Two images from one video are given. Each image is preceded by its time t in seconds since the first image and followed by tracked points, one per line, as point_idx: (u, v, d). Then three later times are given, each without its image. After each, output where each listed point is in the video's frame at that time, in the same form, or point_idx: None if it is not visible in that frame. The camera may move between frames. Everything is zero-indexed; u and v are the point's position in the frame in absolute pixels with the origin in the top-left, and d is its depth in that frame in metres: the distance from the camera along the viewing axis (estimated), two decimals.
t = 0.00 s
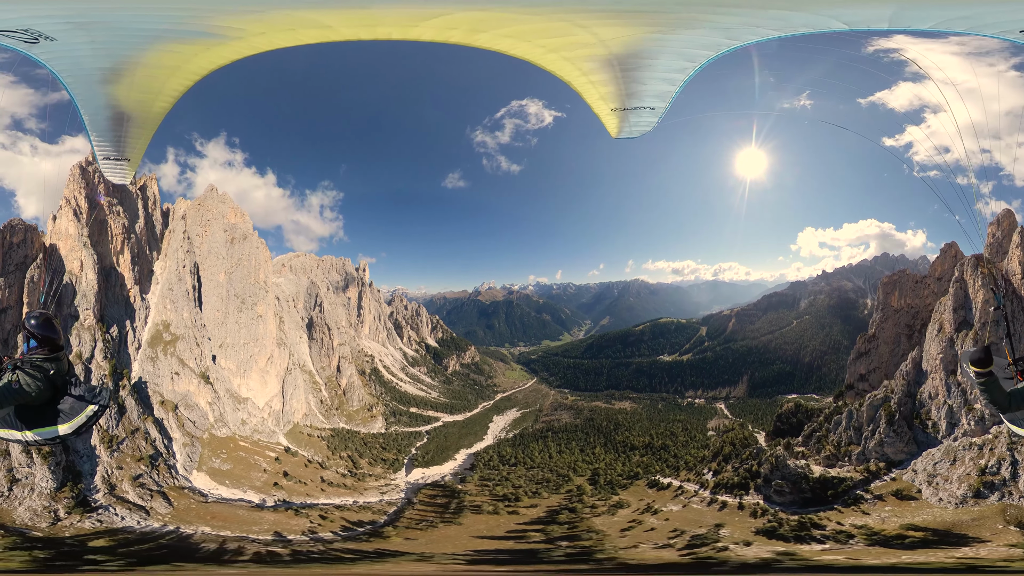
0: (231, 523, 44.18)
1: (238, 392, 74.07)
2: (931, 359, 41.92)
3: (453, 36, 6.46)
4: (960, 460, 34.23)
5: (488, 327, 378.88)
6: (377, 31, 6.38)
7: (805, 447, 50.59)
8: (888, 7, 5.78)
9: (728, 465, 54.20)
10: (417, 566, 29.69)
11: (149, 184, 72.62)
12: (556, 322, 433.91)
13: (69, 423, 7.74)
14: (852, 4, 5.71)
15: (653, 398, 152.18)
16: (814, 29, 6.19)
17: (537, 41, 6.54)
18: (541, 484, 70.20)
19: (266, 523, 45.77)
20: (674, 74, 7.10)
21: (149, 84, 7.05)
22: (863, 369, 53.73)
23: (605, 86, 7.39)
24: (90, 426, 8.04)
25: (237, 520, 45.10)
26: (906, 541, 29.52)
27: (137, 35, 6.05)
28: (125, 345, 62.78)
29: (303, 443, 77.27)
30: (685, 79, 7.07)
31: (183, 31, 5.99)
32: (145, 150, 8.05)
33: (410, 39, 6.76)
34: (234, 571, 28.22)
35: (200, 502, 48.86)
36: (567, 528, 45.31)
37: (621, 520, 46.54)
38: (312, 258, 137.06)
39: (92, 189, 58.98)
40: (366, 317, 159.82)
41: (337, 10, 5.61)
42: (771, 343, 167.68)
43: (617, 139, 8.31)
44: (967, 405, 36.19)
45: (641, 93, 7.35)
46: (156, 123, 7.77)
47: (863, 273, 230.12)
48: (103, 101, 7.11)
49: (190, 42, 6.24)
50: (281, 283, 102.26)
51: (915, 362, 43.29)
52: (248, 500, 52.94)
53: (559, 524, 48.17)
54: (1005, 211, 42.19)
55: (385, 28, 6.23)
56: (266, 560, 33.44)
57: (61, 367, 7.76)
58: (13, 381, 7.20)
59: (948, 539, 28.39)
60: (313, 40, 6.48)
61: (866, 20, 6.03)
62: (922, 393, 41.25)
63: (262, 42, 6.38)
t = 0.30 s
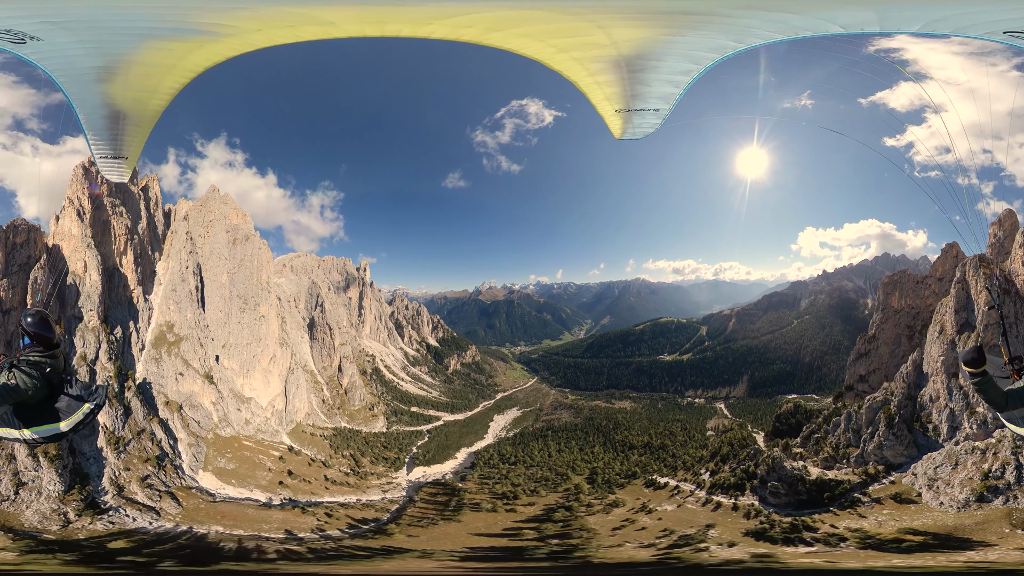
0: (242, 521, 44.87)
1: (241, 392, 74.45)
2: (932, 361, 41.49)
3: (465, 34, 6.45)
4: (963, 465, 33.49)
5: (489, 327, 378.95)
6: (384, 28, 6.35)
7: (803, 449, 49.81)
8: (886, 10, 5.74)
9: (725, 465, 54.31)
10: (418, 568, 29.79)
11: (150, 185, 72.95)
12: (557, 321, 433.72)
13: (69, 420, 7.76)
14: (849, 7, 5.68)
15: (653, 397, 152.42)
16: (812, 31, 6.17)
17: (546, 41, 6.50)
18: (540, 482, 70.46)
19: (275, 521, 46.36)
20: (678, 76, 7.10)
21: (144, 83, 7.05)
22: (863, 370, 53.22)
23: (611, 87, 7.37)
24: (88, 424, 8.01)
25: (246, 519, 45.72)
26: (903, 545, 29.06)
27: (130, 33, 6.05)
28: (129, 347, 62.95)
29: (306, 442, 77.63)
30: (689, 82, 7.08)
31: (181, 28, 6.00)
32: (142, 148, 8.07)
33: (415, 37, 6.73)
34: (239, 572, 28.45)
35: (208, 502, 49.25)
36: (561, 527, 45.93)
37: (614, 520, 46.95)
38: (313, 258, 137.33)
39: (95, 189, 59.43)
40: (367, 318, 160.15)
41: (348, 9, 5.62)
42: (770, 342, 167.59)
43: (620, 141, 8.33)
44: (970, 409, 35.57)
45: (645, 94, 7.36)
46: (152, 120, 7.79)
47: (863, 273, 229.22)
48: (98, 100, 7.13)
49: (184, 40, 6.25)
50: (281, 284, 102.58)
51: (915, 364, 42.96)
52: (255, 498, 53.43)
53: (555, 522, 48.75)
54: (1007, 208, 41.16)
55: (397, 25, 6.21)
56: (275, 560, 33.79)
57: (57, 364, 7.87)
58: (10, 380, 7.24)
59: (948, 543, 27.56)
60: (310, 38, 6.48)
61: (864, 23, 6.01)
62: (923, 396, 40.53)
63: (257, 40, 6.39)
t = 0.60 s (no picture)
0: (251, 520, 45.50)
1: (244, 392, 74.80)
2: (932, 364, 40.60)
3: (475, 32, 6.39)
4: (965, 469, 32.22)
5: (490, 326, 379.23)
6: (391, 25, 6.35)
7: (801, 450, 49.36)
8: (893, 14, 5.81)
9: (722, 465, 54.53)
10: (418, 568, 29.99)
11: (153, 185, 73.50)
12: (557, 320, 433.67)
13: (68, 419, 7.88)
14: (847, 10, 5.72)
15: (653, 396, 152.52)
16: (814, 36, 6.22)
17: (555, 40, 6.43)
18: (538, 480, 70.85)
19: (284, 520, 46.94)
20: (685, 78, 7.02)
21: (138, 82, 7.03)
22: (863, 371, 53.06)
23: (617, 88, 7.23)
24: (87, 421, 8.09)
25: (256, 517, 46.35)
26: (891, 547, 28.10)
27: (124, 29, 6.01)
28: (133, 348, 63.22)
29: (309, 441, 77.96)
30: (695, 83, 6.96)
31: (176, 26, 6.00)
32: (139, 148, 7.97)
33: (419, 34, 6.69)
34: (242, 569, 28.88)
35: (217, 501, 49.67)
36: (556, 524, 46.73)
37: (608, 518, 47.45)
38: (314, 258, 137.52)
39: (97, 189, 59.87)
40: (369, 318, 160.60)
41: (353, 5, 5.57)
42: (771, 342, 167.52)
43: (623, 142, 8.12)
44: (972, 413, 34.38)
45: (652, 96, 7.23)
46: (148, 119, 7.70)
47: (864, 273, 228.46)
48: (92, 98, 7.08)
49: (176, 38, 6.29)
50: (283, 284, 102.91)
51: (916, 366, 41.82)
52: (262, 497, 54.01)
53: (549, 520, 49.41)
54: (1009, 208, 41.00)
55: (408, 21, 6.18)
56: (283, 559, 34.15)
57: (55, 364, 7.82)
58: (7, 381, 7.25)
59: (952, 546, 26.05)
60: (306, 34, 6.46)
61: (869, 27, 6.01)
62: (923, 398, 39.52)
63: (251, 36, 6.37)
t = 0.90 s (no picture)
0: (259, 518, 45.79)
1: (248, 391, 75.04)
2: (933, 367, 39.52)
3: (497, 32, 6.12)
4: (968, 473, 31.04)
5: (490, 326, 379.33)
6: (406, 23, 6.15)
7: (800, 452, 48.84)
8: (900, 16, 5.68)
9: (719, 466, 54.47)
10: (417, 567, 30.08)
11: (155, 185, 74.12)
12: (557, 320, 433.23)
13: (69, 424, 8.08)
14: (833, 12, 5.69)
15: (653, 396, 152.19)
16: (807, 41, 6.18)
17: (569, 41, 6.19)
18: (537, 479, 70.89)
19: (291, 517, 47.27)
20: (688, 82, 6.85)
21: (136, 81, 6.67)
22: (863, 373, 52.29)
23: (622, 91, 6.95)
24: (87, 426, 8.35)
25: (263, 515, 46.71)
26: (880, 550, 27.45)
27: (117, 22, 5.69)
28: (137, 348, 63.58)
29: (311, 440, 78.12)
30: (698, 88, 6.81)
31: (171, 23, 5.75)
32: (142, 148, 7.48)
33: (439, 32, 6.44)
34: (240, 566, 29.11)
35: (226, 500, 49.90)
36: (548, 522, 47.40)
37: (602, 517, 47.66)
38: (315, 258, 137.74)
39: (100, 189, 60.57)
40: (370, 317, 160.87)
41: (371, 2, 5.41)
42: (771, 342, 166.92)
43: (626, 145, 7.74)
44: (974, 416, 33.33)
45: (656, 99, 6.96)
46: (148, 117, 7.24)
47: (864, 274, 227.05)
48: (90, 97, 6.64)
49: (174, 35, 5.98)
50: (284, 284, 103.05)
51: (917, 369, 40.69)
52: (267, 495, 54.32)
53: (544, 518, 49.75)
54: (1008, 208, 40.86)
55: (431, 20, 5.94)
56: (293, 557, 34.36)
57: (55, 370, 7.84)
58: (7, 387, 7.31)
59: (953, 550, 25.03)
60: (314, 32, 6.15)
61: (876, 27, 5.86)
62: (924, 402, 38.41)
63: (260, 30, 5.99)
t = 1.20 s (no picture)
0: (267, 516, 46.11)
1: (251, 390, 75.46)
2: (934, 369, 38.67)
3: (507, 31, 6.04)
4: (971, 477, 30.10)
5: (491, 327, 379.49)
6: (413, 22, 6.07)
7: (798, 454, 48.29)
8: (910, 17, 5.62)
9: (717, 466, 54.39)
10: (415, 564, 30.22)
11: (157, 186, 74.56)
12: (558, 320, 432.84)
13: (71, 423, 8.08)
14: (837, 12, 5.64)
15: (653, 396, 151.89)
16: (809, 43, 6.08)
17: (580, 40, 6.14)
18: (535, 478, 71.04)
19: (297, 515, 47.65)
20: (694, 82, 6.81)
21: (135, 81, 6.57)
22: (863, 374, 51.47)
23: (628, 91, 6.91)
24: (90, 425, 8.37)
25: (272, 513, 47.09)
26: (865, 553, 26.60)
27: (110, 22, 5.67)
28: (142, 348, 64.09)
29: (314, 439, 78.45)
30: (704, 89, 6.79)
31: (165, 22, 5.68)
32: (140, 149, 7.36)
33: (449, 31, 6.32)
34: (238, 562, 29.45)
35: (233, 498, 50.33)
36: (542, 520, 47.85)
37: (594, 517, 48.02)
38: (316, 258, 138.12)
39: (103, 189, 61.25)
40: (371, 317, 161.33)
41: None
42: (772, 343, 166.28)
43: (631, 145, 7.61)
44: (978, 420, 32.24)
45: (661, 99, 6.91)
46: (147, 117, 7.09)
47: (865, 276, 225.55)
48: (88, 96, 6.63)
49: (165, 34, 5.86)
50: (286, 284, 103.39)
51: (917, 372, 39.99)
52: (273, 493, 54.67)
53: (539, 516, 50.12)
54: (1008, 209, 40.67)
55: (444, 19, 5.86)
56: (313, 554, 35.09)
57: (57, 368, 7.97)
58: (10, 387, 7.40)
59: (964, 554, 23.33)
60: (312, 30, 6.03)
61: (887, 28, 5.79)
62: (925, 405, 37.70)
63: (256, 30, 5.85)
